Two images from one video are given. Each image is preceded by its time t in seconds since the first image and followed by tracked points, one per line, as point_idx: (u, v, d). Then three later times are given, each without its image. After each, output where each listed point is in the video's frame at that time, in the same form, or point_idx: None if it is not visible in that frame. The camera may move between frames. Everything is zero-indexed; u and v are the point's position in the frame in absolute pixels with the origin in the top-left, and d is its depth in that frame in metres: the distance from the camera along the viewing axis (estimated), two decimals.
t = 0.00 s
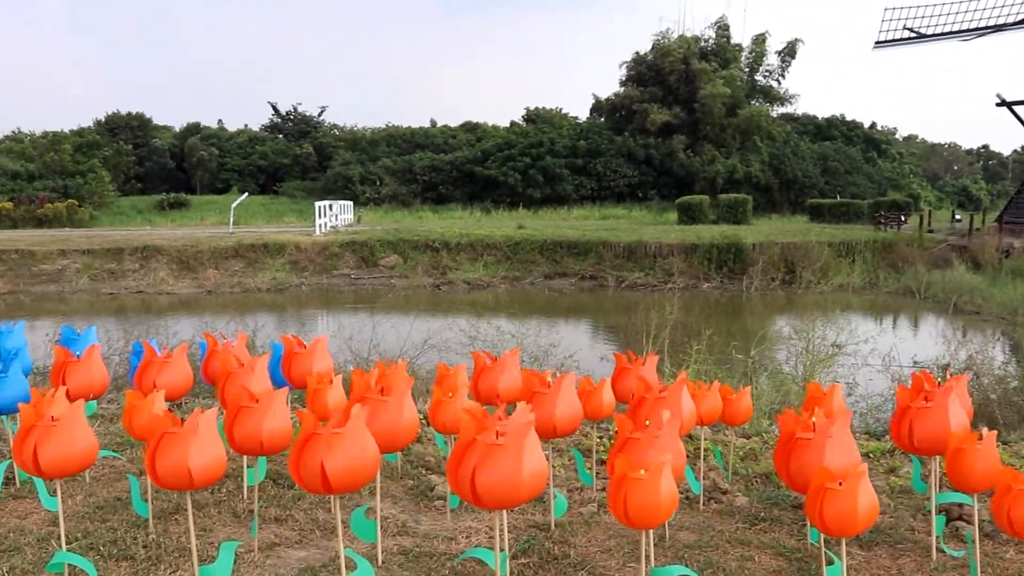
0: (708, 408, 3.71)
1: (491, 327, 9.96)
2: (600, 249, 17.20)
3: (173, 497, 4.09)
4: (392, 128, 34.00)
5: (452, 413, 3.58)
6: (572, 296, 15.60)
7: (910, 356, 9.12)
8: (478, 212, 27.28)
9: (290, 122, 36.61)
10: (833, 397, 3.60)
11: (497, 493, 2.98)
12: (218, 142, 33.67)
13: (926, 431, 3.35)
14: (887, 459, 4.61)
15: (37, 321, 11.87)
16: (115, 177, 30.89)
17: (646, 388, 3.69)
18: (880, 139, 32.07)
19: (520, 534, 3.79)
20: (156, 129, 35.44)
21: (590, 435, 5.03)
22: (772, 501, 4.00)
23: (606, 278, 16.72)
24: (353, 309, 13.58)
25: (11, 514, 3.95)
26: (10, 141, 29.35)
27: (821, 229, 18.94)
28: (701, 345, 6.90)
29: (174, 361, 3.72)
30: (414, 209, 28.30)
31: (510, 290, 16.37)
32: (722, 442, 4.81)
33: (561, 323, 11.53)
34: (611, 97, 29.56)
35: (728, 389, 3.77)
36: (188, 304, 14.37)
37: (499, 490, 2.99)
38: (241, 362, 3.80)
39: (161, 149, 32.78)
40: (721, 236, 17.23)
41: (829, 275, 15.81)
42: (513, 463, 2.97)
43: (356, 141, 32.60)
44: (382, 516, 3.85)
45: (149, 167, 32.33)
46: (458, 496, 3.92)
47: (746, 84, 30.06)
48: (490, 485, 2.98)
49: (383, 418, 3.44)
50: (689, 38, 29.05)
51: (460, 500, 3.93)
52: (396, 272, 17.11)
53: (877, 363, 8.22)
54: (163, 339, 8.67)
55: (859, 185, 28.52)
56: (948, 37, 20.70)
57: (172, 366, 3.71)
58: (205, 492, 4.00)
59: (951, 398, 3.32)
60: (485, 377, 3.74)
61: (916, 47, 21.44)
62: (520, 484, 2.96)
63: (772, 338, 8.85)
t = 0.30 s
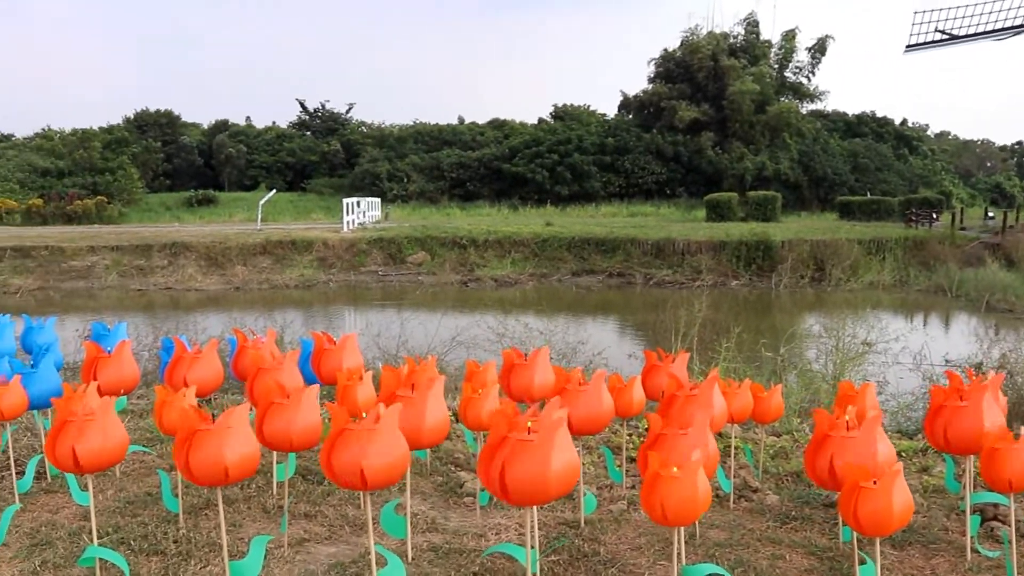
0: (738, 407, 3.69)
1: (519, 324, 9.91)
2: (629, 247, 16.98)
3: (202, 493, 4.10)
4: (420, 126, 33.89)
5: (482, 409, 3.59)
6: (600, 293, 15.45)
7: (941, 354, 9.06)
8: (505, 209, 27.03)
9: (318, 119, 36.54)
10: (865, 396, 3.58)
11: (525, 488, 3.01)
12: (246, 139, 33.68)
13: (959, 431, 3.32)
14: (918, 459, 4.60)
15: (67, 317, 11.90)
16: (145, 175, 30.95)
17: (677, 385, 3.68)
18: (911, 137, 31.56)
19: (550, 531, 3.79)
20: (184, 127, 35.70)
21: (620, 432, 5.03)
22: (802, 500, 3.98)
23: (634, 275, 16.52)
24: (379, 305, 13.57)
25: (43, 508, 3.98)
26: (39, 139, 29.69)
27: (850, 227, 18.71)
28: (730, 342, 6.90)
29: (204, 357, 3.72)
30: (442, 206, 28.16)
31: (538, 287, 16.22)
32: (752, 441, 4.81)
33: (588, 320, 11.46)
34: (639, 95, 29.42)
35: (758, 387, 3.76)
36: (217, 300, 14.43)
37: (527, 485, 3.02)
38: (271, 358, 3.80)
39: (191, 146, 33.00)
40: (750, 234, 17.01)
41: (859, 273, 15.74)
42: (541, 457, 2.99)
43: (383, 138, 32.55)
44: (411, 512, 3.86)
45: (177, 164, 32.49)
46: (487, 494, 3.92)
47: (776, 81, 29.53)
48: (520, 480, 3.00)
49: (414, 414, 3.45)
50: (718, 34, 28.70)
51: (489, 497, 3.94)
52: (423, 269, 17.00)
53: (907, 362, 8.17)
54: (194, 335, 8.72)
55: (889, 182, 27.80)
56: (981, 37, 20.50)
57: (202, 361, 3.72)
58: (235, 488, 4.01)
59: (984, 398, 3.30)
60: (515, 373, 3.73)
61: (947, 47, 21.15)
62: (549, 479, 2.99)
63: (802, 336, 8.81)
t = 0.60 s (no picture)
0: (772, 406, 3.67)
1: (549, 322, 9.85)
2: (659, 244, 16.74)
3: (235, 490, 4.12)
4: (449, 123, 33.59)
5: (515, 407, 3.59)
6: (630, 291, 15.27)
7: (976, 353, 8.96)
8: (535, 208, 26.73)
9: (346, 118, 36.74)
10: (901, 395, 3.52)
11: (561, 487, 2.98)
12: (276, 137, 33.96)
13: (999, 431, 3.27)
14: (956, 459, 4.58)
15: (99, 316, 11.95)
16: (175, 174, 31.11)
17: (711, 383, 3.67)
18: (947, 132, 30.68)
19: (583, 529, 3.78)
20: (216, 126, 36.09)
21: (653, 430, 5.02)
22: (837, 499, 3.95)
23: (665, 273, 16.25)
24: (409, 303, 13.57)
25: (78, 505, 4.02)
26: (68, 140, 30.13)
27: (883, 224, 18.40)
28: (762, 341, 6.88)
29: (236, 354, 3.73)
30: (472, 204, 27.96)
31: (568, 285, 16.02)
32: (785, 440, 4.79)
33: (615, 318, 11.37)
34: (670, 91, 28.32)
35: (792, 385, 3.74)
36: (246, 299, 14.50)
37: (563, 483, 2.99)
38: (304, 355, 3.80)
39: (220, 146, 33.35)
40: (782, 231, 16.71)
41: (892, 271, 15.45)
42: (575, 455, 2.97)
43: (413, 136, 32.39)
44: (443, 510, 3.87)
45: (208, 163, 32.82)
46: (520, 491, 3.93)
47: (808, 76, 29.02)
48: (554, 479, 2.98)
49: (448, 411, 3.44)
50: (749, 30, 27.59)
51: (522, 495, 3.93)
52: (454, 267, 16.84)
53: (943, 361, 8.08)
54: (227, 332, 8.76)
55: (923, 179, 27.19)
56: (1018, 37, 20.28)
57: (236, 358, 3.73)
58: (267, 485, 4.03)
59: None
60: (548, 371, 3.73)
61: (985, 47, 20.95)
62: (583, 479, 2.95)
63: (835, 335, 8.74)
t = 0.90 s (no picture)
0: (808, 403, 3.64)
1: (580, 319, 9.80)
2: (691, 241, 16.37)
3: (267, 486, 4.13)
4: (477, 120, 33.47)
5: (548, 404, 3.59)
6: (660, 288, 15.07)
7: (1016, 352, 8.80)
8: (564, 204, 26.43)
9: (377, 115, 37.11)
10: (940, 395, 3.46)
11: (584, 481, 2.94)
12: (306, 135, 34.21)
13: None
14: (995, 460, 4.52)
15: (133, 312, 12.01)
16: (206, 171, 31.50)
17: (745, 382, 3.64)
18: (984, 126, 30.41)
19: (616, 527, 3.77)
20: (246, 124, 36.38)
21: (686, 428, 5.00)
22: (873, 499, 3.91)
23: (696, 270, 15.91)
24: (438, 300, 13.56)
25: (112, 500, 4.05)
26: (99, 137, 30.57)
27: (918, 220, 18.02)
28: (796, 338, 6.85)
29: (270, 351, 3.73)
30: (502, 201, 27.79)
31: (599, 282, 15.79)
32: (819, 438, 4.76)
33: (643, 315, 11.28)
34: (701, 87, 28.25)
35: (828, 383, 3.71)
36: (277, 295, 14.55)
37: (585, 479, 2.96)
38: (337, 352, 3.81)
39: (251, 142, 33.70)
40: (814, 226, 16.36)
41: (927, 267, 15.11)
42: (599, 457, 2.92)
43: (443, 133, 32.22)
44: (476, 507, 3.87)
45: (238, 160, 33.24)
46: (553, 489, 3.91)
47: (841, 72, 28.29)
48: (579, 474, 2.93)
49: (480, 408, 3.44)
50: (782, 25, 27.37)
51: (554, 492, 3.92)
52: (484, 264, 16.68)
53: (979, 358, 7.97)
54: (260, 329, 8.77)
55: (959, 174, 26.30)
56: None
57: (269, 355, 3.73)
58: (300, 481, 4.05)
59: None
60: (582, 368, 3.73)
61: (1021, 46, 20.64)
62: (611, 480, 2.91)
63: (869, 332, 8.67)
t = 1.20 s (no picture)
0: (845, 403, 3.60)
1: (613, 317, 9.77)
2: (724, 240, 16.20)
3: (300, 482, 4.15)
4: (510, 117, 33.33)
5: (583, 404, 3.59)
6: (692, 287, 14.87)
7: None
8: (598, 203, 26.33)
9: (408, 113, 37.43)
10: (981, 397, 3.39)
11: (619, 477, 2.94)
12: (337, 132, 34.48)
13: None
14: None
15: (167, 309, 12.04)
16: (239, 168, 31.80)
17: (781, 382, 3.61)
18: None
19: (650, 527, 3.76)
20: (279, 121, 36.60)
21: (721, 428, 4.97)
22: (911, 501, 3.87)
23: (729, 269, 15.72)
24: (469, 298, 13.50)
25: (146, 495, 4.08)
26: (134, 134, 30.91)
27: (958, 221, 17.55)
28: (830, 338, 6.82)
29: (304, 348, 3.74)
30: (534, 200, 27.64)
31: (632, 281, 15.55)
32: (855, 440, 4.73)
33: (671, 314, 11.21)
34: (735, 84, 27.25)
35: (864, 383, 3.67)
36: (309, 293, 14.59)
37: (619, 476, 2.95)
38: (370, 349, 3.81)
39: (283, 140, 33.92)
40: (849, 226, 16.07)
41: (965, 267, 14.69)
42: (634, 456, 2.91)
43: (474, 131, 32.07)
44: (510, 505, 3.87)
45: (271, 158, 33.52)
46: (586, 489, 3.90)
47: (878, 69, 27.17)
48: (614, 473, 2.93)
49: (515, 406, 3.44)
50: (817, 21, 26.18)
51: (587, 492, 3.91)
52: (516, 262, 16.65)
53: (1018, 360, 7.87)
54: (293, 327, 8.78)
55: (999, 173, 25.96)
56: None
57: (302, 352, 3.73)
58: (333, 478, 4.07)
59: None
60: (616, 367, 3.71)
61: None
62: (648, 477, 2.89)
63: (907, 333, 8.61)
